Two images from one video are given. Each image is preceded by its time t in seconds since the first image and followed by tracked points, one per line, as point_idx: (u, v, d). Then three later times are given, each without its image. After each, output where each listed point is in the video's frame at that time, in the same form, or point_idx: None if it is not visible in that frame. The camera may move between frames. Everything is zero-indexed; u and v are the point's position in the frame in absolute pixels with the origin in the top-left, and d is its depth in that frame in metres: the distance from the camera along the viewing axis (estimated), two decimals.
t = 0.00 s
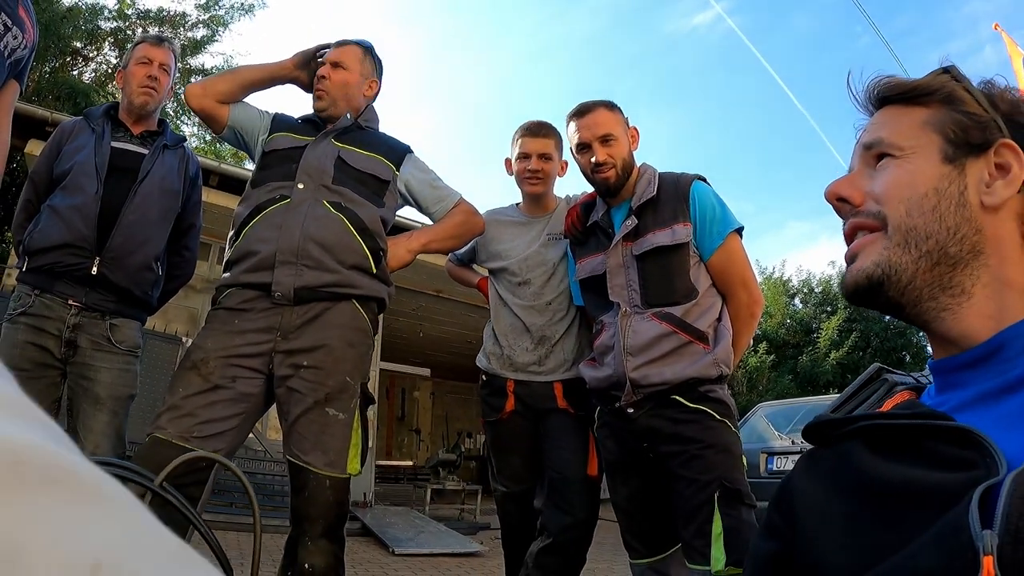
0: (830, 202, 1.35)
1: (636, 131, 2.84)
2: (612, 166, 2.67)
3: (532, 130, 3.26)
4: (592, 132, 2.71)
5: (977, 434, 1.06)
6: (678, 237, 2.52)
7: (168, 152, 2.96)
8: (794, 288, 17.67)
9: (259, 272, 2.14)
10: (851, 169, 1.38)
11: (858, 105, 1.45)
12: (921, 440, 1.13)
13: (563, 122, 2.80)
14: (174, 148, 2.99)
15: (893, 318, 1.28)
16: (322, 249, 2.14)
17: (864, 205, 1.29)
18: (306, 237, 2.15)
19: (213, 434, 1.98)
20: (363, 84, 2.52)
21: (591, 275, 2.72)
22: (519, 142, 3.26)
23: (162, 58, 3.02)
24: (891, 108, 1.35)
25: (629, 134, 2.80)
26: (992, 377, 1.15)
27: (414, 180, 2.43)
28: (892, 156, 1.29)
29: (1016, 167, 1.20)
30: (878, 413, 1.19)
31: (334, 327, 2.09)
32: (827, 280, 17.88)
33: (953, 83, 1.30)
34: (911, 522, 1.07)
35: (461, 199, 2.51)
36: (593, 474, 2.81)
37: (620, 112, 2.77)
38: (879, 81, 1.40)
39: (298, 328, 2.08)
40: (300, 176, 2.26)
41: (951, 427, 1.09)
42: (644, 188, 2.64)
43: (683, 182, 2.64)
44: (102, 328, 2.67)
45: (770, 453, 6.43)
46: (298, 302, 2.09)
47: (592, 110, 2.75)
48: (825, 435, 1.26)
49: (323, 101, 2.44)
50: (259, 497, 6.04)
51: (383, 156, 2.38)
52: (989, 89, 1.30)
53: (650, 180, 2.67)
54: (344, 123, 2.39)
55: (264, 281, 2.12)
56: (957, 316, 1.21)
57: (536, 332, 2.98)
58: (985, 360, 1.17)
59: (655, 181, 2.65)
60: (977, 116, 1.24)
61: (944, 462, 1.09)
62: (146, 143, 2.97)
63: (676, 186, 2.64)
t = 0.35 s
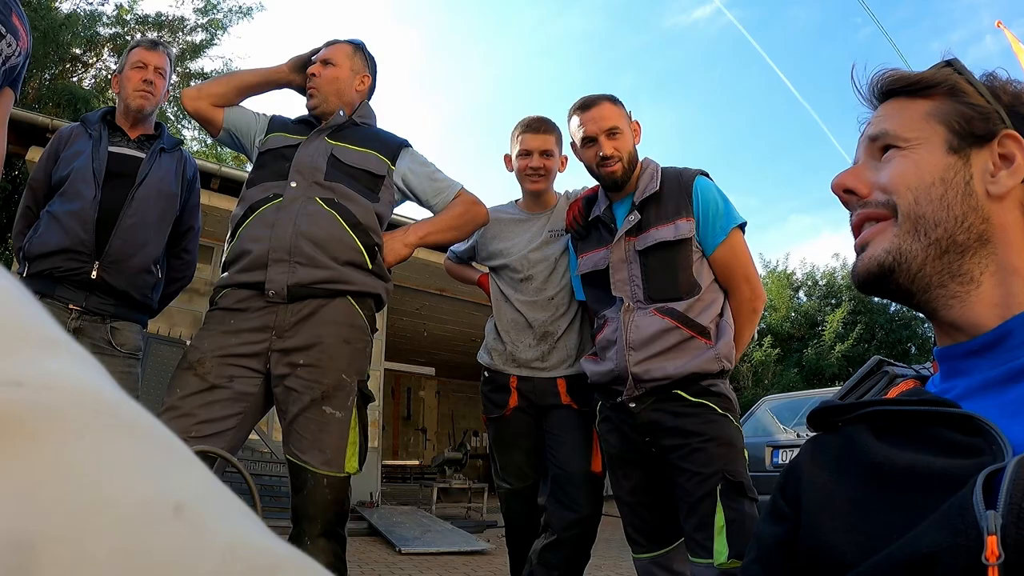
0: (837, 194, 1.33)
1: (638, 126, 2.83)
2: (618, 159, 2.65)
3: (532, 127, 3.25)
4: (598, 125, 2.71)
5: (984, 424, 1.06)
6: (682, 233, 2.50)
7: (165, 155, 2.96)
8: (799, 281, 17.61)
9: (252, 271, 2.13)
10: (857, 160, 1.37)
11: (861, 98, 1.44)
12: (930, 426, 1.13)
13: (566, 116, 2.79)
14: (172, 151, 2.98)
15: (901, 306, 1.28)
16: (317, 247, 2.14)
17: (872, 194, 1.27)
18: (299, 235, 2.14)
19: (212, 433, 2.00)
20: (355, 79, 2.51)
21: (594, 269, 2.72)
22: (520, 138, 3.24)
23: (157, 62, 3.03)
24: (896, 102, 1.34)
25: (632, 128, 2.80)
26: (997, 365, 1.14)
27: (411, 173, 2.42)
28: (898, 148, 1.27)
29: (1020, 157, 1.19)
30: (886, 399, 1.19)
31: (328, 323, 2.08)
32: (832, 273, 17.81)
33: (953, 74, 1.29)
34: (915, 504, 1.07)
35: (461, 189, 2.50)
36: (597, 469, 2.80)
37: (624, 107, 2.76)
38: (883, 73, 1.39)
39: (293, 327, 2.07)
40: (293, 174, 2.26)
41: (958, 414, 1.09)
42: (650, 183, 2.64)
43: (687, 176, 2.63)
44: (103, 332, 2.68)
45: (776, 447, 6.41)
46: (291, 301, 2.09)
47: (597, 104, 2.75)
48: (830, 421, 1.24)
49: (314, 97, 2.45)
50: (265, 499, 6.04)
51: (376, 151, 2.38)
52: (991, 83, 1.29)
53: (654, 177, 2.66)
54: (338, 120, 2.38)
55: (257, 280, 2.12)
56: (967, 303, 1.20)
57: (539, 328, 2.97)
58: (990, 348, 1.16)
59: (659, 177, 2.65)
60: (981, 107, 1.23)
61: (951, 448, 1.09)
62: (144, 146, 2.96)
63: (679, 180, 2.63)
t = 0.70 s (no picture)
0: (837, 206, 1.33)
1: (643, 129, 2.85)
2: (624, 162, 2.66)
3: (537, 132, 3.27)
4: (604, 129, 2.72)
5: (994, 426, 1.08)
6: (687, 235, 2.51)
7: (173, 163, 2.98)
8: (805, 278, 17.56)
9: (265, 276, 2.15)
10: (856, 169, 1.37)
11: (855, 103, 1.46)
12: (938, 427, 1.15)
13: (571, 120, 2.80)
14: (179, 159, 3.01)
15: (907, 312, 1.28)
16: (330, 252, 2.15)
17: (872, 202, 1.28)
18: (312, 239, 2.15)
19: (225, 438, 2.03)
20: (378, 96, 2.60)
21: (601, 272, 2.73)
22: (525, 143, 3.26)
23: (162, 70, 3.04)
24: (891, 106, 1.35)
25: (637, 131, 2.81)
26: (1007, 369, 1.16)
27: (416, 182, 2.46)
28: (897, 157, 1.28)
29: (1020, 157, 1.21)
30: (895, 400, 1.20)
31: (341, 327, 2.11)
32: (838, 270, 17.76)
33: (950, 77, 1.30)
34: (926, 505, 1.07)
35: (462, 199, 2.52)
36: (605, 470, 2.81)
37: (628, 110, 2.78)
38: (878, 78, 1.40)
39: (306, 331, 2.08)
40: (304, 180, 2.28)
41: (967, 416, 1.10)
42: (654, 185, 2.64)
43: (692, 178, 2.64)
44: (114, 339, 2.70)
45: (784, 445, 6.41)
46: (305, 305, 2.10)
47: (602, 108, 2.76)
48: (838, 421, 1.26)
49: (354, 115, 2.48)
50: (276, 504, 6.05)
51: (383, 157, 2.40)
52: (986, 79, 1.31)
53: (659, 179, 2.66)
54: (346, 129, 2.40)
55: (270, 284, 2.13)
56: (973, 309, 1.21)
57: (547, 330, 2.99)
58: (1000, 353, 1.17)
59: (664, 179, 2.65)
60: (978, 109, 1.25)
61: (959, 449, 1.10)
62: (151, 155, 2.99)
63: (683, 182, 2.64)
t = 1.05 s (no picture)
0: (841, 203, 1.34)
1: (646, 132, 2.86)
2: (627, 166, 2.67)
3: (541, 137, 3.27)
4: (607, 133, 2.73)
5: (996, 427, 1.07)
6: (691, 237, 2.51)
7: (180, 172, 3.00)
8: (813, 279, 17.51)
9: (275, 282, 2.15)
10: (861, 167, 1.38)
11: (862, 103, 1.47)
12: (945, 428, 1.14)
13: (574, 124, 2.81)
14: (186, 168, 3.02)
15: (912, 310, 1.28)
16: (337, 260, 2.16)
17: (877, 198, 1.29)
18: (322, 248, 2.16)
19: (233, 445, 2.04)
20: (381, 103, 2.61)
21: (605, 275, 2.73)
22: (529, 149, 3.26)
23: (168, 81, 3.07)
24: (897, 107, 1.36)
25: (640, 135, 2.82)
26: (1009, 369, 1.16)
27: (420, 191, 2.48)
28: (901, 155, 1.28)
29: None
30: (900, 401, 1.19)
31: (348, 334, 2.12)
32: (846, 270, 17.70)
33: (954, 78, 1.30)
34: (929, 505, 1.08)
35: (463, 208, 2.54)
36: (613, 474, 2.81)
37: (631, 114, 2.79)
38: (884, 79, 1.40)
39: (315, 338, 2.10)
40: (311, 187, 2.28)
41: (969, 417, 1.10)
42: (657, 189, 2.64)
43: (695, 181, 2.64)
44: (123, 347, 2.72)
45: (793, 446, 6.39)
46: (314, 313, 2.11)
47: (605, 112, 2.77)
48: (844, 421, 1.25)
49: (360, 122, 2.50)
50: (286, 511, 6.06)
51: (389, 166, 2.42)
52: (992, 82, 1.31)
53: (661, 182, 2.65)
54: (353, 136, 2.41)
55: (280, 291, 2.14)
56: (976, 308, 1.21)
57: (553, 334, 2.99)
58: (1001, 353, 1.17)
59: (666, 181, 2.65)
60: (982, 109, 1.25)
61: (964, 450, 1.10)
62: (158, 164, 3.02)
63: (687, 185, 2.64)
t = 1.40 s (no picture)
0: (848, 208, 1.35)
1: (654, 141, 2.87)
2: (636, 174, 2.68)
3: (550, 147, 3.29)
4: (615, 142, 2.75)
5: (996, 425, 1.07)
6: (698, 244, 2.52)
7: (190, 182, 3.03)
8: (821, 287, 17.45)
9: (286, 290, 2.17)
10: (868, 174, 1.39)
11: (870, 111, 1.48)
12: (949, 428, 1.14)
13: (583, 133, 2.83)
14: (197, 178, 3.06)
15: (917, 315, 1.29)
16: (345, 269, 2.18)
17: (884, 202, 1.29)
18: (327, 256, 2.18)
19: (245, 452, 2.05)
20: (388, 114, 2.62)
21: (614, 283, 2.74)
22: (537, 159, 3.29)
23: (179, 91, 3.11)
24: (905, 115, 1.36)
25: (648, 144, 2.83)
26: (1012, 370, 1.15)
27: (429, 200, 2.49)
28: (907, 161, 1.29)
29: None
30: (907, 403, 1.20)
31: (359, 342, 2.14)
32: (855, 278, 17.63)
33: (961, 86, 1.31)
34: (929, 504, 1.08)
35: (473, 216, 2.55)
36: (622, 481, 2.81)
37: (639, 123, 2.80)
38: (891, 88, 1.41)
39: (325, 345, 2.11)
40: (320, 198, 2.31)
41: (970, 416, 1.10)
42: (664, 197, 2.65)
43: (703, 188, 2.65)
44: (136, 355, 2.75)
45: (802, 454, 6.36)
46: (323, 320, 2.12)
47: (612, 121, 2.79)
48: (852, 424, 1.26)
49: (366, 132, 2.52)
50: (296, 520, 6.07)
51: (398, 176, 2.44)
52: (998, 91, 1.32)
53: (670, 191, 2.67)
54: (360, 147, 2.43)
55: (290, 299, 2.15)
56: (979, 312, 1.22)
57: (562, 343, 3.00)
58: (1004, 355, 1.17)
59: (674, 190, 2.66)
60: (987, 118, 1.26)
61: (964, 449, 1.10)
62: (169, 174, 3.06)
63: (694, 193, 2.65)
